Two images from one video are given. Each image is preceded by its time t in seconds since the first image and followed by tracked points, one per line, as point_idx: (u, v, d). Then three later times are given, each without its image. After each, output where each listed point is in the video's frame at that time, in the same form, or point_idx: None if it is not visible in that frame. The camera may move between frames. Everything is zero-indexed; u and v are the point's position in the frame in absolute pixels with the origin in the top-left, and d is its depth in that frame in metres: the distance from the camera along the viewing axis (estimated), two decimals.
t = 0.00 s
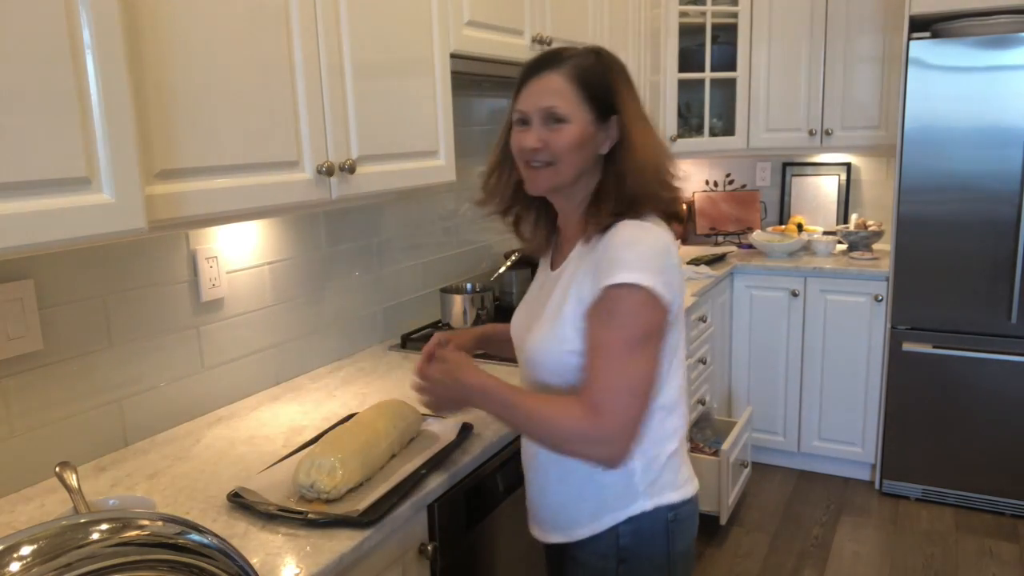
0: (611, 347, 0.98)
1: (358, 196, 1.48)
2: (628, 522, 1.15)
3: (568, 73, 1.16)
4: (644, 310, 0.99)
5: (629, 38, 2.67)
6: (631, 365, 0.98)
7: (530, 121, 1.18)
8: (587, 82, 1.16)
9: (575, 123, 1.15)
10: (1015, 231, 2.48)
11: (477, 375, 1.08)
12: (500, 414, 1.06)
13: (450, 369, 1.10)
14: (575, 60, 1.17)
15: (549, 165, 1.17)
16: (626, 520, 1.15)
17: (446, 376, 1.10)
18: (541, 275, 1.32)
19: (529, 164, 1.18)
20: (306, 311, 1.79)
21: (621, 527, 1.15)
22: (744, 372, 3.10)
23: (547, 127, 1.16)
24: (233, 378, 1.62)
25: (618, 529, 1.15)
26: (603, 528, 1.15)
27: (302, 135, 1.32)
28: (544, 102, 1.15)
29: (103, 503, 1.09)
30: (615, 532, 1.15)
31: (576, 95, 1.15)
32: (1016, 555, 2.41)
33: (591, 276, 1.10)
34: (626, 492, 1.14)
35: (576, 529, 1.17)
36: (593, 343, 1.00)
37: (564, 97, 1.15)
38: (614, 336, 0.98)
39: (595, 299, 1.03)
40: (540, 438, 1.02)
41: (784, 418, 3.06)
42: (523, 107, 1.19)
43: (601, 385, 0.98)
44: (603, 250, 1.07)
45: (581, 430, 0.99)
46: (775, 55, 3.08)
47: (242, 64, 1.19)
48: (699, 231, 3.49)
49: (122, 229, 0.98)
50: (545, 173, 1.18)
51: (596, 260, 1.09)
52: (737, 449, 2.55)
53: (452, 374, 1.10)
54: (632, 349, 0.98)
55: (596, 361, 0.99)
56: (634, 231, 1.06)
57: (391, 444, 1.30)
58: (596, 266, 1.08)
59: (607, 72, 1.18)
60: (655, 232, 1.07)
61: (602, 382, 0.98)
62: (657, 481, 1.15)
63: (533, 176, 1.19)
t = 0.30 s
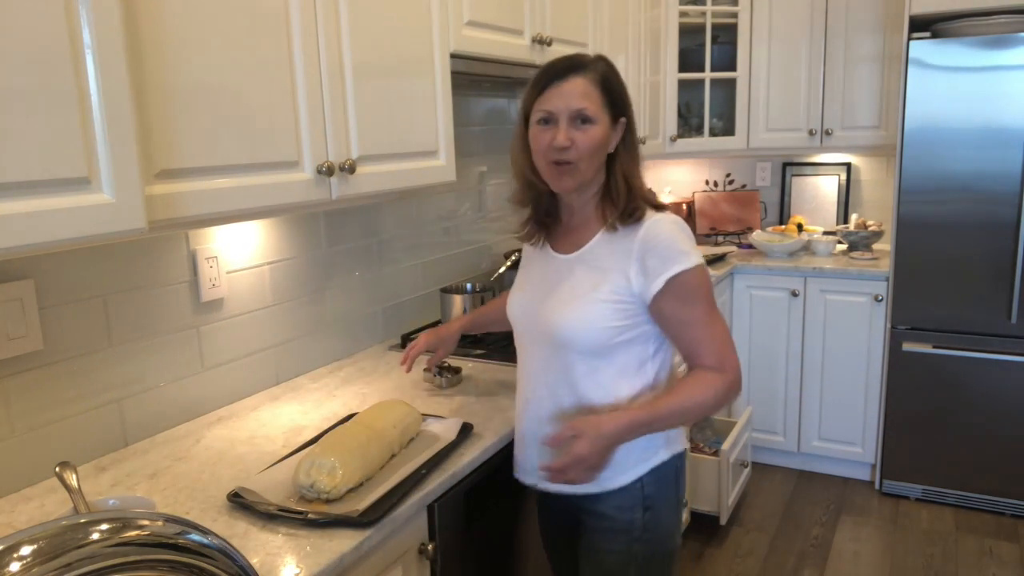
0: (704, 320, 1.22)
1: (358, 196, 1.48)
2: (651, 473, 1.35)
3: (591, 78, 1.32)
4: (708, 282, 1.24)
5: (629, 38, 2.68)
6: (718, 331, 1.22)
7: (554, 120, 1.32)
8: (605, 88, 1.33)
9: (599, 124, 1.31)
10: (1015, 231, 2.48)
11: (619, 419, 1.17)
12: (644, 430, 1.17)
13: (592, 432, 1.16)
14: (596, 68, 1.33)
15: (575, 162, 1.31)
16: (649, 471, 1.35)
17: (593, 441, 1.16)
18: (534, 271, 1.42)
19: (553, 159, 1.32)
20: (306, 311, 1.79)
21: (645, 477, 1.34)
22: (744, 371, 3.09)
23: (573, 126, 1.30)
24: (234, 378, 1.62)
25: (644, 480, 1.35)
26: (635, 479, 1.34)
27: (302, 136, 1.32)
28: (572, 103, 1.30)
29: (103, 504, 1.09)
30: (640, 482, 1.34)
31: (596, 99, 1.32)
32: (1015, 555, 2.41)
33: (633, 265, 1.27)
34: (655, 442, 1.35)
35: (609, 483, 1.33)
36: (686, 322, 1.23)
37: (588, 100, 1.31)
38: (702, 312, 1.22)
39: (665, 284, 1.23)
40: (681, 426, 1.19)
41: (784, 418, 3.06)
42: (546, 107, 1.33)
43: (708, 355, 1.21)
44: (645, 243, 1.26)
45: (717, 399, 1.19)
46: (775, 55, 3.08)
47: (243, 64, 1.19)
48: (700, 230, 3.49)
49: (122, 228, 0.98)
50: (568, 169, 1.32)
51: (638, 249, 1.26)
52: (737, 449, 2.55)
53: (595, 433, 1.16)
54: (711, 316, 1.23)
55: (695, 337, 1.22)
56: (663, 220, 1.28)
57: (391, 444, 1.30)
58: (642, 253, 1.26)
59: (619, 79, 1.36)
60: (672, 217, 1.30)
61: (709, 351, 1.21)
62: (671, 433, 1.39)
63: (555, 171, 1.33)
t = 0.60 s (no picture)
0: (705, 288, 1.34)
1: (358, 196, 1.48)
2: (676, 442, 1.41)
3: (588, 73, 1.39)
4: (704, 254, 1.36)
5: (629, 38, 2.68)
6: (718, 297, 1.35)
7: (556, 112, 1.37)
8: (601, 83, 1.40)
9: (598, 115, 1.38)
10: (1015, 231, 2.48)
11: (651, 385, 1.24)
12: (672, 391, 1.25)
13: (631, 398, 1.21)
14: (591, 64, 1.41)
15: (578, 151, 1.36)
16: (675, 440, 1.41)
17: (632, 407, 1.21)
18: (538, 260, 1.45)
19: (558, 148, 1.37)
20: (306, 312, 1.79)
21: (671, 446, 1.41)
22: (744, 372, 3.09)
23: (575, 116, 1.36)
24: (234, 378, 1.62)
25: (670, 450, 1.41)
26: (662, 449, 1.39)
27: (302, 136, 1.32)
28: (573, 95, 1.36)
29: (103, 504, 1.10)
30: (668, 452, 1.40)
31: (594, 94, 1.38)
32: (1016, 555, 2.41)
33: (643, 242, 1.34)
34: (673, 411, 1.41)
35: (635, 452, 1.38)
36: (692, 291, 1.34)
37: (588, 92, 1.37)
38: (702, 282, 1.34)
39: (674, 256, 1.32)
40: (697, 385, 1.30)
41: (784, 418, 3.06)
42: (548, 100, 1.38)
43: (711, 318, 1.33)
44: (651, 221, 1.34)
45: (723, 358, 1.31)
46: (775, 55, 3.08)
47: (243, 64, 1.19)
48: (700, 230, 3.49)
49: (122, 228, 0.98)
50: (571, 158, 1.37)
51: (644, 227, 1.34)
52: (737, 449, 2.55)
53: (632, 399, 1.22)
54: (710, 283, 1.35)
55: (700, 304, 1.34)
56: (662, 199, 1.36)
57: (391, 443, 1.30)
58: (649, 230, 1.33)
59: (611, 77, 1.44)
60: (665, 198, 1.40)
61: (711, 316, 1.33)
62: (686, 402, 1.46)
63: (559, 159, 1.37)
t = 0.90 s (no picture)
0: (714, 287, 1.34)
1: (358, 196, 1.48)
2: (689, 441, 1.42)
3: (614, 75, 1.40)
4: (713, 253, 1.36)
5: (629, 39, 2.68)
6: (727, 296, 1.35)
7: (580, 108, 1.38)
8: (625, 86, 1.42)
9: (621, 116, 1.39)
10: (1015, 231, 2.48)
11: (664, 380, 1.23)
12: (684, 387, 1.25)
13: (646, 393, 1.21)
14: (617, 67, 1.42)
15: (598, 149, 1.37)
16: (689, 439, 1.42)
17: (645, 401, 1.21)
18: (549, 260, 1.45)
19: (580, 143, 1.37)
20: (306, 311, 1.79)
21: (687, 445, 1.41)
22: (744, 372, 3.09)
23: (599, 114, 1.37)
24: (233, 379, 1.61)
25: (683, 447, 1.41)
26: (675, 446, 1.40)
27: (302, 136, 1.32)
28: (599, 93, 1.37)
29: (103, 504, 1.10)
30: (684, 451, 1.41)
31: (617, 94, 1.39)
32: (1016, 555, 2.41)
33: (654, 243, 1.34)
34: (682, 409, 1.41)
35: (648, 449, 1.38)
36: (702, 289, 1.34)
37: (613, 92, 1.39)
38: (712, 282, 1.34)
39: (684, 256, 1.32)
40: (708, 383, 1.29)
41: (784, 418, 3.06)
42: (573, 95, 1.38)
43: (720, 317, 1.33)
44: (663, 222, 1.34)
45: (733, 355, 1.31)
46: (775, 54, 3.08)
47: (242, 64, 1.19)
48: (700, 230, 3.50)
49: (122, 228, 0.98)
50: (591, 154, 1.37)
51: (655, 228, 1.34)
52: (737, 449, 2.55)
53: (646, 393, 1.21)
54: (721, 283, 1.35)
55: (709, 302, 1.34)
56: (673, 200, 1.37)
57: (391, 444, 1.30)
58: (660, 231, 1.34)
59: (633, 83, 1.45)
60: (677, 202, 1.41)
61: (721, 314, 1.33)
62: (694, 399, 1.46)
63: (579, 155, 1.38)
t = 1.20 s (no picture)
0: (722, 299, 1.34)
1: (358, 196, 1.48)
2: (679, 444, 1.41)
3: (634, 79, 1.39)
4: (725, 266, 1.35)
5: (629, 39, 2.68)
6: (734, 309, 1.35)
7: (600, 115, 1.37)
8: (646, 89, 1.41)
9: (641, 121, 1.38)
10: (1015, 231, 2.48)
11: (663, 383, 1.24)
12: (680, 392, 1.26)
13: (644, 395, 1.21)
14: (637, 69, 1.41)
15: (618, 157, 1.37)
16: (678, 441, 1.40)
17: (641, 401, 1.21)
18: (562, 255, 1.46)
19: (600, 151, 1.37)
20: (306, 311, 1.79)
21: (675, 448, 1.40)
22: (744, 372, 3.09)
23: (620, 121, 1.37)
24: (233, 379, 1.61)
25: (672, 449, 1.40)
26: (664, 448, 1.39)
27: (302, 136, 1.32)
28: (619, 100, 1.36)
29: (103, 504, 1.10)
30: (671, 453, 1.40)
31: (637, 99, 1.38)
32: (1016, 555, 2.41)
33: (666, 247, 1.34)
34: (679, 413, 1.41)
35: (639, 449, 1.38)
36: (709, 299, 1.34)
37: (633, 98, 1.38)
38: (719, 292, 1.34)
39: (694, 264, 1.32)
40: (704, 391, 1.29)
41: (784, 418, 3.06)
42: (592, 103, 1.38)
43: (724, 329, 1.34)
44: (677, 228, 1.34)
45: (731, 368, 1.31)
46: (775, 54, 3.08)
47: (242, 65, 1.19)
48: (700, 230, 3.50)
49: (123, 229, 0.98)
50: (612, 162, 1.37)
51: (668, 232, 1.34)
52: (737, 449, 2.55)
53: (644, 394, 1.22)
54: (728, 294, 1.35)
55: (714, 312, 1.34)
56: (690, 207, 1.36)
57: (390, 444, 1.30)
58: (673, 236, 1.34)
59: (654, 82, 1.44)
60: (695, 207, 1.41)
61: (725, 327, 1.33)
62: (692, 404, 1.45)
63: (599, 163, 1.38)
